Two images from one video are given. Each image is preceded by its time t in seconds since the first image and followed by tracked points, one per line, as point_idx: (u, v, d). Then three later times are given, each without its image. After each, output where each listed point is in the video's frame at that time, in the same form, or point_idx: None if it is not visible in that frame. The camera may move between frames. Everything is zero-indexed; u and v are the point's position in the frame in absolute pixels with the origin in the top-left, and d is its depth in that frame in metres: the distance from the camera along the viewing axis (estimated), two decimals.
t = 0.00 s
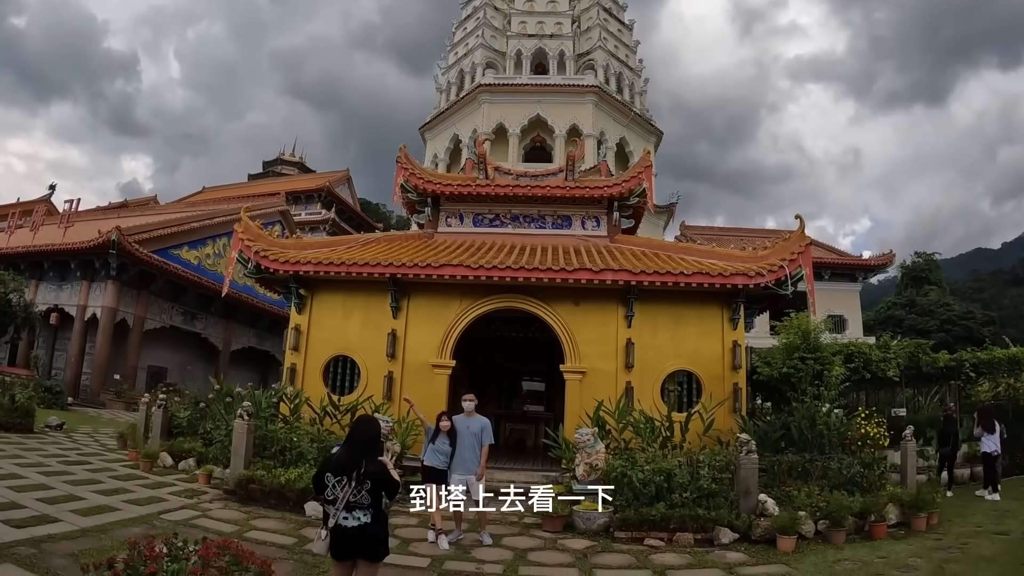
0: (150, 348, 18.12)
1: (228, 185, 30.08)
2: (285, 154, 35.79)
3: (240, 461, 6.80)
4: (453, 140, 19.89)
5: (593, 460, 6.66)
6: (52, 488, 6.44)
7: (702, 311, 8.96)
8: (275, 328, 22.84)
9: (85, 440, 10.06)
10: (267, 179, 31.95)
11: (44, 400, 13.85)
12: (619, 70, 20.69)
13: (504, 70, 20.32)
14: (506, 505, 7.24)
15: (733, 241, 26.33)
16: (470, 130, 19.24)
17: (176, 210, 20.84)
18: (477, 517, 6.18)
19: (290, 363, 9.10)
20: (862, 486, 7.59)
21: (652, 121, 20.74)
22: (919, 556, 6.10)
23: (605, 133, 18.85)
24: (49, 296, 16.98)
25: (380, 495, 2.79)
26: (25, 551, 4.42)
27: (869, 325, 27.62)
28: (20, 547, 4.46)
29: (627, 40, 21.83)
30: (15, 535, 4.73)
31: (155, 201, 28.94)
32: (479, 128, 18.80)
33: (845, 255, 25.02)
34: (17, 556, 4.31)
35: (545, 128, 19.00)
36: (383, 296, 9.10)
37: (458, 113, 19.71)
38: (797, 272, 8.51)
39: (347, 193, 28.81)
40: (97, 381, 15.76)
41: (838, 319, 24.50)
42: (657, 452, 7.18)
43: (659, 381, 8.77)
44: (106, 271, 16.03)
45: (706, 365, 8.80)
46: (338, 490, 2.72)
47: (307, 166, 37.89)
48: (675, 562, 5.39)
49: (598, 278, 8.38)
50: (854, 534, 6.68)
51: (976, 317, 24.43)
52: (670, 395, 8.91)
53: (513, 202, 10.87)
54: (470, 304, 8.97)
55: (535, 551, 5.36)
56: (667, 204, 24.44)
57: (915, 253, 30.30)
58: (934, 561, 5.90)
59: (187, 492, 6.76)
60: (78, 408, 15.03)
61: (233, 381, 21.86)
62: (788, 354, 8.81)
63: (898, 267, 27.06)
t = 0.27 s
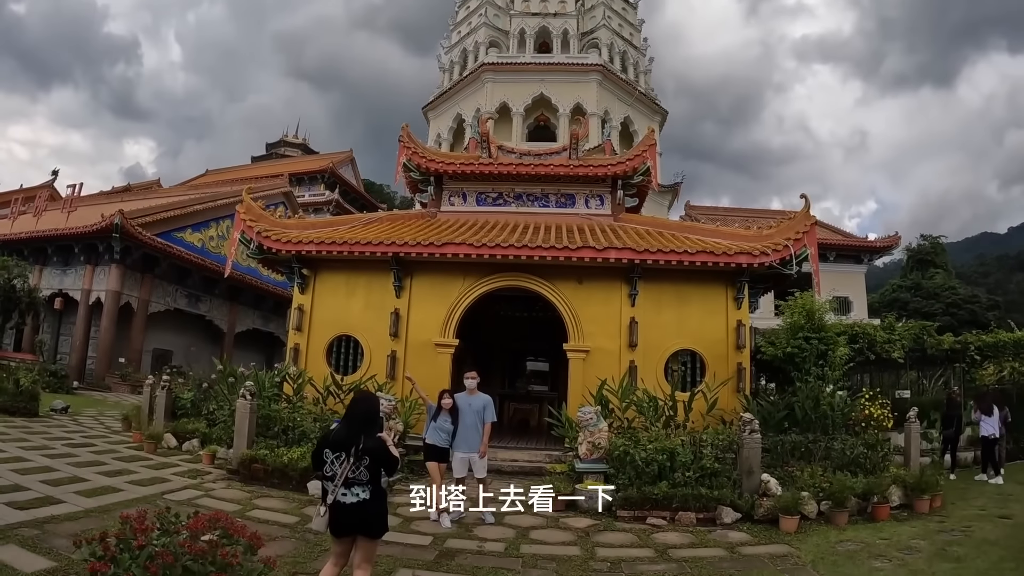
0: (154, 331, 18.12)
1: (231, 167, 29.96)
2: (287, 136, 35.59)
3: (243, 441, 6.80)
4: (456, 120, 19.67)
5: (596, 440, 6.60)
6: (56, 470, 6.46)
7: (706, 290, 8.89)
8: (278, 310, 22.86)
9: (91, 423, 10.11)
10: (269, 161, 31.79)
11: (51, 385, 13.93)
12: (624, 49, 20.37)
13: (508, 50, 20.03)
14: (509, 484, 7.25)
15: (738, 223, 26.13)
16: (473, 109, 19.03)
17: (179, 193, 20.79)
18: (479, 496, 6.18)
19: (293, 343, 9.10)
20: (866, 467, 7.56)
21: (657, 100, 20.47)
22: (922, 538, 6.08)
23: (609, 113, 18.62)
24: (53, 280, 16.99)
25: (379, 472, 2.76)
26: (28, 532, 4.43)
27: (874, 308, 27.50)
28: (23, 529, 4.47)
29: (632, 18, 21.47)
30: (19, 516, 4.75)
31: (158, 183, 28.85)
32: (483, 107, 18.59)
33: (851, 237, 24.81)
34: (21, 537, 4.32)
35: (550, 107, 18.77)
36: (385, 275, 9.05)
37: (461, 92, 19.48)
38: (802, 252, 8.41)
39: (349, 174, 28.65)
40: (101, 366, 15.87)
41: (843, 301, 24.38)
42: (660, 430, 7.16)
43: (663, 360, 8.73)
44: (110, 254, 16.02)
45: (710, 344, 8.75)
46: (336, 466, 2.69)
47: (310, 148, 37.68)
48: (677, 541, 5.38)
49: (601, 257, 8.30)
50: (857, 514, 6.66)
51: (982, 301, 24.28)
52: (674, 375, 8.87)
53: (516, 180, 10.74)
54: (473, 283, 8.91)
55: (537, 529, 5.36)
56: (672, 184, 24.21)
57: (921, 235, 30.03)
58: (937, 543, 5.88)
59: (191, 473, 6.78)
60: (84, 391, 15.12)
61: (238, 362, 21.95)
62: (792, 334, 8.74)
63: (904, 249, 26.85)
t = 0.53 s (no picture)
0: (159, 314, 18.14)
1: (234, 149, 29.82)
2: (291, 117, 35.40)
3: (245, 420, 6.77)
4: (460, 98, 19.42)
5: (601, 418, 6.54)
6: (58, 451, 6.45)
7: (712, 268, 8.77)
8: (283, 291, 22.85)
9: (95, 405, 10.13)
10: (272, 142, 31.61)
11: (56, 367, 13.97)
12: (630, 26, 20.02)
13: (512, 28, 19.65)
14: (513, 462, 7.21)
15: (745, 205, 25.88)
16: (477, 87, 18.78)
17: (182, 175, 20.71)
18: (483, 474, 6.14)
19: (297, 322, 9.06)
20: (872, 448, 7.47)
21: (663, 78, 20.15)
22: (929, 520, 6.01)
23: (615, 91, 18.34)
24: (58, 264, 16.99)
25: (377, 447, 2.69)
26: (28, 512, 4.41)
27: (880, 290, 27.29)
28: (23, 509, 4.45)
29: None
30: (19, 497, 4.73)
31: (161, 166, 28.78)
32: (487, 86, 18.33)
33: (858, 218, 24.54)
34: (21, 517, 4.31)
35: (555, 85, 18.50)
36: (388, 253, 8.96)
37: (465, 71, 19.21)
38: (809, 230, 8.25)
39: (354, 155, 28.47)
40: (107, 349, 15.91)
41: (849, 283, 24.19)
42: (664, 408, 7.10)
43: (668, 338, 8.65)
44: (113, 237, 15.98)
45: (716, 323, 8.65)
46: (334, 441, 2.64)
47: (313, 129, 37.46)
48: (682, 521, 5.32)
49: (606, 234, 8.18)
50: (864, 495, 6.59)
51: (989, 284, 24.05)
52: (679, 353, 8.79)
53: (520, 157, 10.59)
54: (476, 261, 8.81)
55: (540, 507, 5.32)
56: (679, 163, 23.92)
57: (929, 217, 29.70)
58: (944, 526, 5.80)
59: (193, 452, 6.76)
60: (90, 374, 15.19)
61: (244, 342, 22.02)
62: (800, 312, 8.62)
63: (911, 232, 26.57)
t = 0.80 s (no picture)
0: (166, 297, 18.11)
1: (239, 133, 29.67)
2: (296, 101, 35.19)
3: (248, 401, 6.68)
4: (465, 78, 19.13)
5: (609, 396, 6.42)
6: (59, 434, 6.39)
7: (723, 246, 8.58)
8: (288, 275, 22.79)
9: (99, 388, 10.09)
10: (277, 126, 31.42)
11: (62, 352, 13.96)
12: (637, 4, 19.62)
13: (518, 7, 19.25)
14: (520, 442, 7.11)
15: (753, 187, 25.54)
16: (483, 66, 18.48)
17: (187, 159, 20.59)
18: (489, 455, 6.03)
19: (301, 302, 8.97)
20: (885, 430, 7.32)
21: (671, 56, 19.78)
22: (944, 503, 5.87)
23: (622, 70, 18.01)
24: (63, 250, 16.94)
25: (376, 424, 2.56)
26: (25, 495, 4.33)
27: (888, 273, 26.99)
28: (21, 492, 4.38)
29: None
30: (18, 480, 4.65)
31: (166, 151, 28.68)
32: (492, 65, 18.02)
33: (868, 200, 24.18)
34: (17, 501, 4.23)
35: (561, 64, 18.18)
36: (393, 231, 8.81)
37: (470, 50, 18.91)
38: (820, 207, 8.04)
39: (359, 137, 28.24)
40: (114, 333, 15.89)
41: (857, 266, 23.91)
42: (674, 387, 6.97)
43: (677, 317, 8.49)
44: (118, 222, 15.89)
45: (725, 302, 8.48)
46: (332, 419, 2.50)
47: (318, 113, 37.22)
48: (693, 502, 5.20)
49: (615, 210, 7.99)
50: (877, 477, 6.45)
51: (999, 268, 23.72)
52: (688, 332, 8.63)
53: (527, 135, 10.38)
54: (481, 239, 8.65)
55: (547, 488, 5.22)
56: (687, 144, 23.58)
57: (940, 199, 29.27)
58: (960, 509, 5.66)
59: (196, 434, 6.68)
60: (97, 359, 15.20)
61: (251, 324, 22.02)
62: (812, 290, 8.43)
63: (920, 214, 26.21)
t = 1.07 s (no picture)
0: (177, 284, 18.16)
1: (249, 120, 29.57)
2: (305, 87, 35.03)
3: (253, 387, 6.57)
4: (475, 61, 18.83)
5: (623, 380, 6.27)
6: (63, 422, 6.32)
7: (738, 228, 8.35)
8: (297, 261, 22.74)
9: (106, 376, 10.06)
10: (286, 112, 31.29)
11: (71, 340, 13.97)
12: None
13: None
14: (531, 428, 6.97)
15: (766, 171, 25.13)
16: (493, 48, 18.18)
17: (196, 146, 20.51)
18: (499, 441, 5.89)
19: (309, 286, 8.85)
20: (905, 417, 7.10)
21: (683, 37, 19.37)
22: (969, 494, 5.66)
23: (634, 51, 17.64)
24: (73, 239, 16.94)
25: (377, 411, 2.41)
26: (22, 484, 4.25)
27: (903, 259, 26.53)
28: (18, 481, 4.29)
29: None
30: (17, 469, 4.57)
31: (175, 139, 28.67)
32: (502, 47, 17.71)
33: (883, 184, 23.70)
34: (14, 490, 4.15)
35: (572, 45, 17.84)
36: (401, 214, 8.64)
37: (479, 32, 18.60)
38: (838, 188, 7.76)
39: (369, 122, 28.04)
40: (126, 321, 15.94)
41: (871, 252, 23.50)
42: (689, 371, 6.79)
43: (692, 299, 8.27)
44: (127, 210, 15.84)
45: (741, 285, 8.27)
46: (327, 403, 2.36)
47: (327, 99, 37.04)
48: (709, 490, 5.03)
49: (628, 190, 7.76)
50: (899, 465, 6.24)
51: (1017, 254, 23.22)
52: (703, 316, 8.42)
53: (537, 115, 10.14)
54: (491, 222, 8.46)
55: (558, 475, 5.07)
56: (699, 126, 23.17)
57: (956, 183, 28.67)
58: (986, 500, 5.44)
59: (201, 421, 6.59)
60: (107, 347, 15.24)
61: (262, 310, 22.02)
62: (830, 273, 8.18)
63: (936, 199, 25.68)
